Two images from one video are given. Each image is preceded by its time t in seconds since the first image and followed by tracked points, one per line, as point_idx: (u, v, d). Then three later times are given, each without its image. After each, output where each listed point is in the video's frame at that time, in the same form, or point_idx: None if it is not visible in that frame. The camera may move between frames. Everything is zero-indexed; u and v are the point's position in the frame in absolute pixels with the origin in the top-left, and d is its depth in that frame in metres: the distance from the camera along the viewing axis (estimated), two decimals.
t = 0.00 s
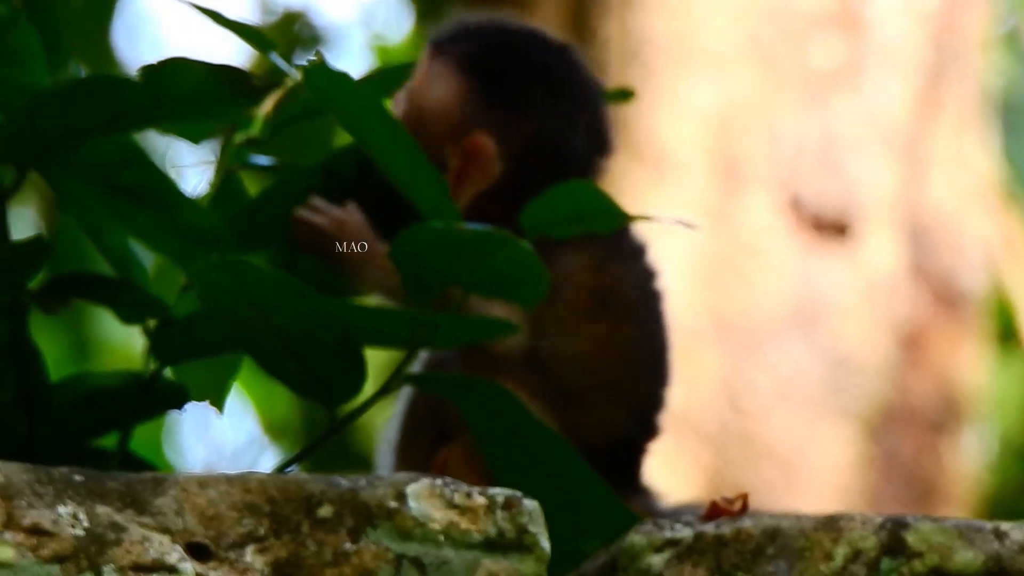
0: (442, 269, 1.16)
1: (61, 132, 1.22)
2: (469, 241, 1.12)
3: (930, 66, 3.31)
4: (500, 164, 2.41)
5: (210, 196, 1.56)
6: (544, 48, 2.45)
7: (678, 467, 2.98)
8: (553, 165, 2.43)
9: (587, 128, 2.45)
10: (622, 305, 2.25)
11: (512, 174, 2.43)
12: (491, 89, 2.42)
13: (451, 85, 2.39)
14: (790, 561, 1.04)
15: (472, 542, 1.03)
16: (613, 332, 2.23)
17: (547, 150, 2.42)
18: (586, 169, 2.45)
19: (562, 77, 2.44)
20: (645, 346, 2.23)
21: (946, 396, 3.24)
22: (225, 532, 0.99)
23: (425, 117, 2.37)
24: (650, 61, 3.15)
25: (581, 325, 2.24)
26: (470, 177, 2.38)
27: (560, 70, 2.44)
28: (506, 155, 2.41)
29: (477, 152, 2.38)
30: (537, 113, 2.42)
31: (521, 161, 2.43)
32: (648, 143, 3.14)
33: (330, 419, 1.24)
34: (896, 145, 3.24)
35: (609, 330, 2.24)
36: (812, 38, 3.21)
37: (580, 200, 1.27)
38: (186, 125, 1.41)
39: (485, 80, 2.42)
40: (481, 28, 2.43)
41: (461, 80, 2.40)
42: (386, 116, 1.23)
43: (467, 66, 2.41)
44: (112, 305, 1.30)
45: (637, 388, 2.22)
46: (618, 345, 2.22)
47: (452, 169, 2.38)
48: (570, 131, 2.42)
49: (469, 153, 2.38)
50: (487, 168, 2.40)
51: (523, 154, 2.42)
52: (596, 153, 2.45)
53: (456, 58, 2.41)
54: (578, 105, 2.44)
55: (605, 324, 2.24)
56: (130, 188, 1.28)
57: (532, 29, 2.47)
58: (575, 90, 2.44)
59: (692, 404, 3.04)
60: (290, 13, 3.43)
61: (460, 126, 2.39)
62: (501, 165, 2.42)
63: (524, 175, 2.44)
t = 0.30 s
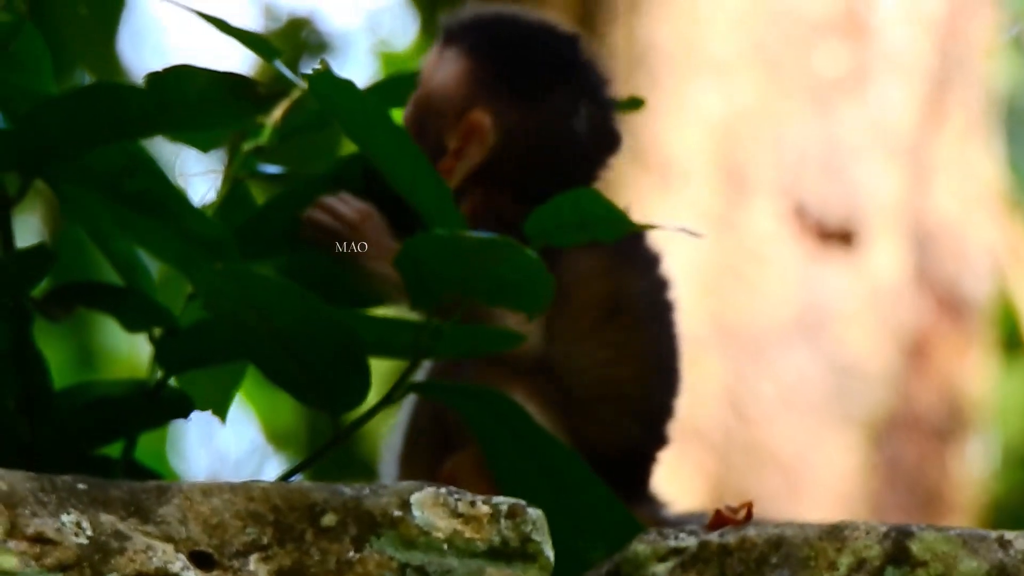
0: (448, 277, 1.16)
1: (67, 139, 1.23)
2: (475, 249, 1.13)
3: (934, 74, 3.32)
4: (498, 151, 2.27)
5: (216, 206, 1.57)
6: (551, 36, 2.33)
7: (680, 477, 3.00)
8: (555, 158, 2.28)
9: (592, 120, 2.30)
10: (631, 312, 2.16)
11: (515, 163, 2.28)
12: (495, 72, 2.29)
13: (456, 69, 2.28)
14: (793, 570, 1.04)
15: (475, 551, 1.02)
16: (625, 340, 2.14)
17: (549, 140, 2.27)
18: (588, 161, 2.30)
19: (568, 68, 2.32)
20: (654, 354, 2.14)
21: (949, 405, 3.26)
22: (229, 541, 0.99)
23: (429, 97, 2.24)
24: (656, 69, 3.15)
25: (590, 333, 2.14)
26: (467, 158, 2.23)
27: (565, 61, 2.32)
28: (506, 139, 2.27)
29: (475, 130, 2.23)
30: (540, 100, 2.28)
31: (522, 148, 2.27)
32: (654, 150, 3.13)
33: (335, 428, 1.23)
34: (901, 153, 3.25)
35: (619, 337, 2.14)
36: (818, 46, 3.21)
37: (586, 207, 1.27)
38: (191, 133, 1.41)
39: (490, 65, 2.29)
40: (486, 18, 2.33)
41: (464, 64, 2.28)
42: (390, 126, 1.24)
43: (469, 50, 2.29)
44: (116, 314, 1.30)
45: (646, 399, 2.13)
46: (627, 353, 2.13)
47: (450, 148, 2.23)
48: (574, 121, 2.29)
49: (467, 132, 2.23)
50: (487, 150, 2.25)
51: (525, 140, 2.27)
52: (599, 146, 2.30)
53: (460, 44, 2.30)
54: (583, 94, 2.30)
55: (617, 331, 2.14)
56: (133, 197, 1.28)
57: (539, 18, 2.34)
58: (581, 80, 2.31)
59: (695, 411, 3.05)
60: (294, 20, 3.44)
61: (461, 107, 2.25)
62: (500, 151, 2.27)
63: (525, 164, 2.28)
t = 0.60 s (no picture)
0: (450, 289, 1.16)
1: (68, 151, 1.23)
2: (477, 262, 1.12)
3: (935, 88, 3.33)
4: (505, 148, 2.38)
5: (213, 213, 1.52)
6: (530, 29, 2.45)
7: (681, 491, 3.03)
8: (555, 148, 2.38)
9: (584, 100, 2.40)
10: (646, 316, 2.18)
11: (524, 161, 2.39)
12: (485, 76, 2.43)
13: (448, 77, 2.42)
14: None
15: (474, 563, 1.02)
16: (640, 347, 2.17)
17: (548, 127, 2.39)
18: (589, 145, 2.40)
19: (550, 59, 2.42)
20: (667, 358, 2.17)
21: (949, 417, 3.27)
22: (226, 553, 0.99)
23: (432, 108, 2.39)
24: (657, 82, 3.19)
25: (607, 337, 2.17)
26: (479, 155, 2.36)
27: (547, 50, 2.43)
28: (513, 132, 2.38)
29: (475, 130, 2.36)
30: (531, 93, 2.41)
31: (526, 144, 2.39)
32: (655, 163, 3.16)
33: (333, 441, 1.21)
34: (903, 167, 3.25)
35: (635, 344, 2.17)
36: (819, 60, 3.23)
37: (588, 219, 1.25)
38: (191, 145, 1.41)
39: (479, 70, 2.43)
40: (468, 27, 2.46)
41: (456, 72, 2.43)
42: (389, 135, 1.23)
43: (457, 58, 2.44)
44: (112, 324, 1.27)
45: (659, 402, 2.16)
46: (643, 358, 2.16)
47: (457, 150, 2.36)
48: (567, 106, 2.40)
49: (472, 131, 2.36)
50: (496, 147, 2.37)
51: (527, 132, 2.39)
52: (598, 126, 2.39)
53: (444, 57, 2.43)
54: (570, 79, 2.41)
55: (633, 337, 2.17)
56: (130, 210, 1.27)
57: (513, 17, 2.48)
58: (566, 65, 2.42)
59: (694, 426, 3.07)
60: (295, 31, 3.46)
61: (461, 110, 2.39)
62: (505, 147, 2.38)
63: (533, 153, 2.39)
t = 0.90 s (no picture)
0: (451, 292, 1.16)
1: (68, 153, 1.22)
2: (475, 266, 1.12)
3: (935, 91, 3.34)
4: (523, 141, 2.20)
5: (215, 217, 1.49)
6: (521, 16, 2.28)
7: (680, 494, 3.06)
8: (571, 131, 2.20)
9: (590, 76, 2.23)
10: (651, 322, 2.05)
11: (542, 154, 2.20)
12: (485, 74, 2.25)
13: (450, 83, 2.24)
14: None
15: (474, 568, 1.02)
16: (643, 354, 2.04)
17: (560, 110, 2.20)
18: (605, 123, 2.21)
19: (545, 41, 2.25)
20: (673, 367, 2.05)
21: (947, 421, 3.30)
22: (226, 557, 1.00)
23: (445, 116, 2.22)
24: (657, 84, 3.19)
25: (608, 344, 2.03)
26: (501, 150, 2.20)
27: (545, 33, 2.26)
28: (530, 120, 2.20)
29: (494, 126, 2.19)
30: (536, 75, 2.23)
31: (542, 133, 2.20)
32: (655, 166, 3.17)
33: (333, 444, 1.21)
34: (903, 170, 3.26)
35: (639, 351, 2.04)
36: (819, 63, 3.24)
37: (589, 224, 1.19)
38: (193, 147, 1.42)
39: (477, 70, 2.26)
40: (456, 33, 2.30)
41: (456, 76, 2.26)
42: (389, 140, 1.23)
43: (455, 63, 2.26)
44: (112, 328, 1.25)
45: (664, 412, 2.04)
46: (648, 365, 2.04)
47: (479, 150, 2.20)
48: (573, 85, 2.22)
49: (488, 127, 2.20)
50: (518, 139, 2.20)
51: (541, 119, 2.20)
52: (609, 100, 2.22)
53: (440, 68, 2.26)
54: (572, 58, 2.24)
55: (637, 344, 2.04)
56: (126, 212, 1.26)
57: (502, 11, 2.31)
58: (564, 44, 2.26)
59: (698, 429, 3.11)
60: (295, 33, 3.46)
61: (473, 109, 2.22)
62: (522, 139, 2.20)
63: (551, 139, 2.20)
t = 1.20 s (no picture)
0: (450, 296, 1.16)
1: (67, 156, 1.21)
2: (473, 267, 1.12)
3: (935, 93, 3.34)
4: (522, 150, 2.18)
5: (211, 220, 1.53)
6: (507, 25, 2.28)
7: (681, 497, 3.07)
8: (568, 136, 2.20)
9: (580, 77, 2.24)
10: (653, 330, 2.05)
11: (542, 163, 2.19)
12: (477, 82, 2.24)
13: (443, 95, 2.23)
14: None
15: (473, 569, 1.02)
16: (645, 361, 2.03)
17: (554, 116, 2.20)
18: (601, 124, 2.22)
19: (535, 45, 2.25)
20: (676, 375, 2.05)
21: (949, 422, 3.31)
22: (225, 559, 1.00)
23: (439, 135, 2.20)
24: (658, 87, 3.20)
25: (610, 349, 2.02)
26: (497, 165, 2.17)
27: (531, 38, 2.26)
28: (524, 127, 2.19)
29: (489, 139, 2.17)
30: (529, 83, 2.21)
31: (542, 140, 2.19)
32: (656, 170, 3.17)
33: (334, 446, 1.21)
34: (902, 172, 3.27)
35: (641, 357, 2.03)
36: (820, 66, 3.25)
37: (589, 227, 1.20)
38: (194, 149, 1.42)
39: (469, 79, 2.24)
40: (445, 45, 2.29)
41: (449, 90, 2.24)
42: (390, 142, 1.23)
43: (448, 75, 2.25)
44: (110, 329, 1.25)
45: (665, 419, 2.03)
46: (648, 373, 2.03)
47: (475, 164, 2.17)
48: (565, 88, 2.22)
49: (483, 141, 2.17)
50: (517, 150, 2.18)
51: (536, 126, 2.19)
52: (603, 98, 2.23)
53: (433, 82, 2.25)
54: (560, 62, 2.25)
55: (639, 351, 2.03)
56: (127, 213, 1.26)
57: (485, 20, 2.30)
58: (552, 48, 2.26)
59: (698, 432, 3.12)
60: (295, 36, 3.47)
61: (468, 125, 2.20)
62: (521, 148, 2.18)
63: (550, 145, 2.19)
